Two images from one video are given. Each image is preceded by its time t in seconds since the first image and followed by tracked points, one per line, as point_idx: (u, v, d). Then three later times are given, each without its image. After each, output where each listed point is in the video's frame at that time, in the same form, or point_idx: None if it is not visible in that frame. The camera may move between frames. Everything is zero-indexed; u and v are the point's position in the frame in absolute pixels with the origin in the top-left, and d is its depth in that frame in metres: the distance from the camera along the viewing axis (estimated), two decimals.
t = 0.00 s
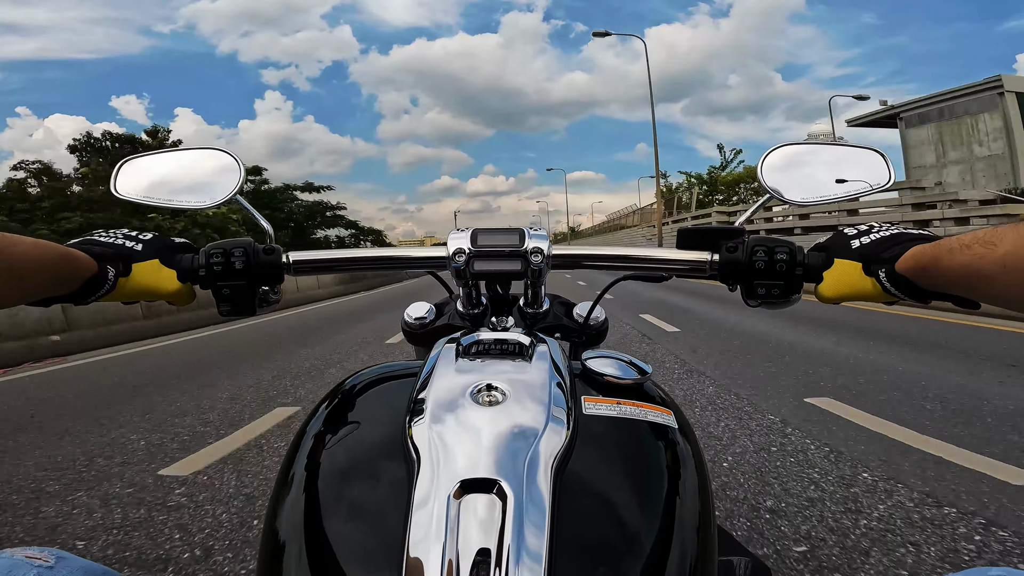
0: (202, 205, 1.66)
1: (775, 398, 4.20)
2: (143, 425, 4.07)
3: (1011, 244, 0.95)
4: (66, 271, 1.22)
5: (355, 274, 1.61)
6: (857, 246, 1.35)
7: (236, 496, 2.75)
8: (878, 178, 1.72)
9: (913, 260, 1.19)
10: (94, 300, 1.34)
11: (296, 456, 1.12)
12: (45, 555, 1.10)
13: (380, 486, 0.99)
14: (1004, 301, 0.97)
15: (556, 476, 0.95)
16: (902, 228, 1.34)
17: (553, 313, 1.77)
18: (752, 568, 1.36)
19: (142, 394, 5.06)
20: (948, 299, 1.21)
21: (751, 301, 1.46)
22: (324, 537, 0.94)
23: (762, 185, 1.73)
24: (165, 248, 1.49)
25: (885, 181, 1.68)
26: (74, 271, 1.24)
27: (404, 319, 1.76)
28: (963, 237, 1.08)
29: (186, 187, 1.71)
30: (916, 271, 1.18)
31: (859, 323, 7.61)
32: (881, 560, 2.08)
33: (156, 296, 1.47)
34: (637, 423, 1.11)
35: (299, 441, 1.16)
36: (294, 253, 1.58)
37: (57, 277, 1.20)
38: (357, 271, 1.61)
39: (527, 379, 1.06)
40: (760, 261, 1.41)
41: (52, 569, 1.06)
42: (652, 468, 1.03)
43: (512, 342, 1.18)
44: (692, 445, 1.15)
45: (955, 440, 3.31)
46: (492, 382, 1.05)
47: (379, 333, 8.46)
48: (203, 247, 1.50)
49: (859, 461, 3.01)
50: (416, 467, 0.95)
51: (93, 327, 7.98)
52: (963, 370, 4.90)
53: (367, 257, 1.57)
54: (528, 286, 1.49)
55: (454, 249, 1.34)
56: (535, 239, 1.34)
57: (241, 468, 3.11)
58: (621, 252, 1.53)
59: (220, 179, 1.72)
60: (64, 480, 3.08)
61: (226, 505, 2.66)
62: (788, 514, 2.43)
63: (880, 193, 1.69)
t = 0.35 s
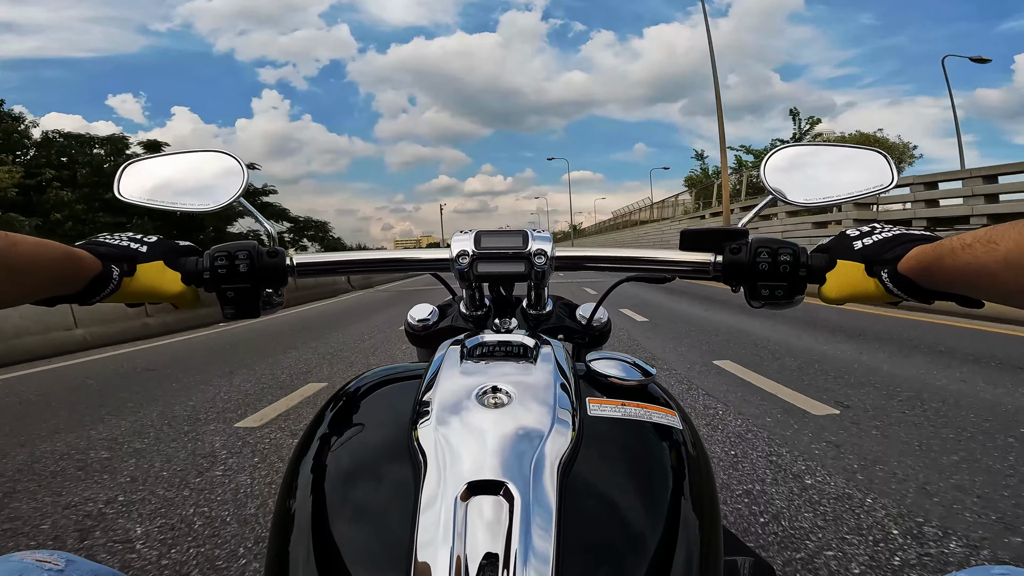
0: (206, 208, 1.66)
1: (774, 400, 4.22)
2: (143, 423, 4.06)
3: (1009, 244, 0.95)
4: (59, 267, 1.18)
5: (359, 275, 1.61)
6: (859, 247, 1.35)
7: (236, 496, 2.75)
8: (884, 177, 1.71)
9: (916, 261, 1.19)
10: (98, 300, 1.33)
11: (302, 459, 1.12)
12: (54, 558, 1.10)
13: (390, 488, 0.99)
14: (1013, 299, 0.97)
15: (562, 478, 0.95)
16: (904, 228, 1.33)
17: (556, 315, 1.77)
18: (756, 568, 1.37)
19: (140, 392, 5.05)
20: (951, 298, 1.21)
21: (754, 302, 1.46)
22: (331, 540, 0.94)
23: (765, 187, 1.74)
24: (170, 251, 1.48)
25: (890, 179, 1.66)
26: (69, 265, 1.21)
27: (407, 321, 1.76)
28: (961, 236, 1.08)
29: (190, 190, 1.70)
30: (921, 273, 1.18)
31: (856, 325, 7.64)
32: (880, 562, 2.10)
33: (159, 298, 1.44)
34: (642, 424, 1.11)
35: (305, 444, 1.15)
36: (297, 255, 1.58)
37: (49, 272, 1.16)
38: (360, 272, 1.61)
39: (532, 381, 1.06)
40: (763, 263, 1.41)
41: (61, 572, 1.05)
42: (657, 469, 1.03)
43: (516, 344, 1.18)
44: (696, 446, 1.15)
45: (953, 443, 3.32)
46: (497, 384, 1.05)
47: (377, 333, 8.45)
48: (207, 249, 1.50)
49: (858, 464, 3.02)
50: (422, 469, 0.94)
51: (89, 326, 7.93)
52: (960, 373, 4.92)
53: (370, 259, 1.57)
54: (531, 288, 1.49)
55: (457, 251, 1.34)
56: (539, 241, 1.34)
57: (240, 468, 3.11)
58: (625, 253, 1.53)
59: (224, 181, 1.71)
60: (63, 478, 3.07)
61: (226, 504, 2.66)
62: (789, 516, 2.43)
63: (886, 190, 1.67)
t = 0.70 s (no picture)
0: (205, 210, 1.66)
1: (770, 400, 4.22)
2: (140, 423, 4.06)
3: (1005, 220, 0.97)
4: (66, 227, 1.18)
5: (358, 274, 1.61)
6: (853, 240, 1.36)
7: (235, 496, 2.74)
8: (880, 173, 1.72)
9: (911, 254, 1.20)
10: (87, 263, 1.30)
11: (303, 460, 1.11)
12: (55, 561, 1.09)
13: (393, 488, 0.98)
14: None
15: (564, 475, 0.95)
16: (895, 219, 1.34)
17: (555, 313, 1.77)
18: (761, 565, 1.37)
19: (137, 392, 5.04)
20: (949, 282, 1.22)
21: (753, 297, 1.46)
22: (334, 540, 0.94)
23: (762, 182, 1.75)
24: (168, 248, 1.48)
25: (886, 176, 1.68)
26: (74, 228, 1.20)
27: (406, 320, 1.75)
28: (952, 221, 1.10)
29: (189, 193, 1.70)
30: (920, 266, 1.19)
31: (852, 325, 7.65)
32: (880, 563, 2.10)
33: (144, 283, 1.41)
34: (643, 420, 1.11)
35: (305, 445, 1.15)
36: (296, 256, 1.58)
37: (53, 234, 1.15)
38: (359, 272, 1.61)
39: (532, 379, 1.06)
40: (762, 257, 1.41)
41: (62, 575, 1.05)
42: (658, 465, 1.03)
43: (515, 342, 1.18)
44: (697, 442, 1.15)
45: (949, 443, 3.33)
46: (497, 382, 1.05)
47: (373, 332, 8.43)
48: (206, 250, 1.49)
49: (855, 463, 3.02)
50: (423, 469, 0.94)
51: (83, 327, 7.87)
52: (956, 372, 4.92)
53: (369, 259, 1.56)
54: (529, 286, 1.49)
55: (455, 250, 1.33)
56: (536, 238, 1.33)
57: (238, 469, 3.10)
58: (624, 251, 1.53)
59: (221, 184, 1.71)
60: (60, 478, 3.07)
61: (226, 504, 2.65)
62: (790, 517, 2.44)
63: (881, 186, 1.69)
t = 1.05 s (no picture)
0: (195, 210, 1.65)
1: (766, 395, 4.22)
2: (135, 421, 4.04)
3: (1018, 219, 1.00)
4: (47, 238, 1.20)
5: (352, 272, 1.60)
6: (849, 231, 1.35)
7: (230, 496, 2.73)
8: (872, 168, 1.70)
9: (909, 240, 1.20)
10: (73, 270, 1.30)
11: (297, 460, 1.11)
12: (42, 562, 1.09)
13: (388, 487, 0.98)
14: None
15: (559, 472, 0.95)
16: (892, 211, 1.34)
17: (550, 310, 1.76)
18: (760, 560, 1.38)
19: (132, 390, 5.03)
20: (947, 272, 1.22)
21: (747, 290, 1.45)
22: (330, 539, 0.94)
23: (752, 174, 1.77)
24: (158, 251, 1.48)
25: (876, 169, 1.66)
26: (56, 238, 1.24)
27: (400, 319, 1.75)
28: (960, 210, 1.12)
29: (179, 192, 1.69)
30: (915, 252, 1.20)
31: (849, 320, 7.65)
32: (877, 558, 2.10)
33: (137, 285, 1.41)
34: (638, 416, 1.10)
35: (300, 444, 1.15)
36: (289, 255, 1.57)
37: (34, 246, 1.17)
38: (353, 270, 1.60)
39: (527, 375, 1.05)
40: (755, 250, 1.41)
41: None
42: (654, 460, 1.03)
43: (509, 338, 1.18)
44: (692, 437, 1.14)
45: (945, 436, 3.32)
46: (491, 379, 1.05)
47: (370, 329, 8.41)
48: (196, 251, 1.49)
49: (851, 459, 3.02)
50: (418, 467, 0.94)
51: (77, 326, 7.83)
52: (952, 364, 4.92)
53: (364, 258, 1.56)
54: (523, 282, 1.49)
55: (448, 247, 1.33)
56: (530, 234, 1.34)
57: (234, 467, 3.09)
58: (618, 246, 1.52)
59: (212, 184, 1.70)
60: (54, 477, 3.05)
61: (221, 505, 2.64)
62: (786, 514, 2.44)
63: (872, 181, 1.66)
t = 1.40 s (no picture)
0: (193, 207, 1.66)
1: (765, 390, 4.22)
2: (133, 418, 4.05)
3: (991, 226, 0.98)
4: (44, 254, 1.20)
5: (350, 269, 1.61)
6: (840, 230, 1.37)
7: (228, 493, 2.73)
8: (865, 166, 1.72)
9: (899, 240, 1.21)
10: (77, 281, 1.31)
11: (294, 455, 1.12)
12: (41, 556, 1.09)
13: (385, 482, 0.99)
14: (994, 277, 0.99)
15: (553, 467, 0.96)
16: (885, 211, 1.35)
17: (546, 306, 1.77)
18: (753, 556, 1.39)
19: (129, 387, 5.02)
20: (935, 277, 1.23)
21: (741, 287, 1.46)
22: (327, 533, 0.95)
23: (747, 172, 1.77)
24: (157, 247, 1.49)
25: (870, 166, 1.68)
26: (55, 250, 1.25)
27: (398, 316, 1.76)
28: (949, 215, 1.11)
29: (177, 189, 1.70)
30: (903, 254, 1.20)
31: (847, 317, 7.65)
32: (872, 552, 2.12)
33: (138, 287, 1.42)
34: (632, 412, 1.11)
35: (297, 439, 1.16)
36: (286, 252, 1.58)
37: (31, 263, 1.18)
38: (351, 267, 1.61)
39: (522, 371, 1.06)
40: (748, 248, 1.42)
41: (48, 569, 1.05)
42: (648, 456, 1.04)
43: (505, 335, 1.19)
44: (686, 433, 1.15)
45: (944, 431, 3.32)
46: (487, 375, 1.05)
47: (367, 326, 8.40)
48: (194, 248, 1.49)
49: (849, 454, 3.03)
50: (414, 462, 0.95)
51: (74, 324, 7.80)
52: (948, 360, 4.93)
53: (361, 254, 1.57)
54: (520, 279, 1.50)
55: (445, 244, 1.34)
56: (525, 232, 1.34)
57: (232, 464, 3.09)
58: (615, 243, 1.53)
59: (211, 181, 1.71)
60: (53, 474, 3.06)
61: (219, 501, 2.64)
62: (781, 507, 2.45)
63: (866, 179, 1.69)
